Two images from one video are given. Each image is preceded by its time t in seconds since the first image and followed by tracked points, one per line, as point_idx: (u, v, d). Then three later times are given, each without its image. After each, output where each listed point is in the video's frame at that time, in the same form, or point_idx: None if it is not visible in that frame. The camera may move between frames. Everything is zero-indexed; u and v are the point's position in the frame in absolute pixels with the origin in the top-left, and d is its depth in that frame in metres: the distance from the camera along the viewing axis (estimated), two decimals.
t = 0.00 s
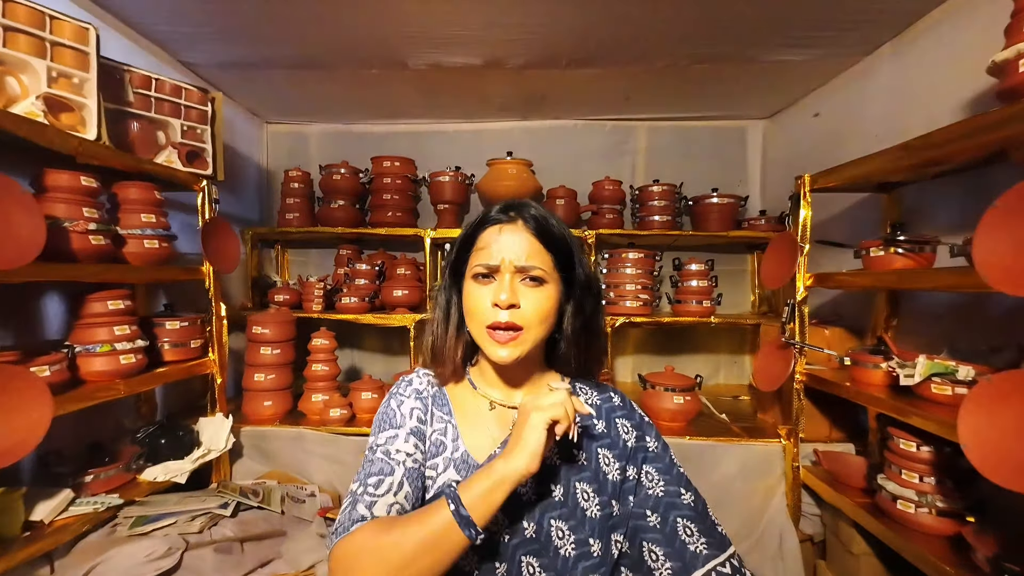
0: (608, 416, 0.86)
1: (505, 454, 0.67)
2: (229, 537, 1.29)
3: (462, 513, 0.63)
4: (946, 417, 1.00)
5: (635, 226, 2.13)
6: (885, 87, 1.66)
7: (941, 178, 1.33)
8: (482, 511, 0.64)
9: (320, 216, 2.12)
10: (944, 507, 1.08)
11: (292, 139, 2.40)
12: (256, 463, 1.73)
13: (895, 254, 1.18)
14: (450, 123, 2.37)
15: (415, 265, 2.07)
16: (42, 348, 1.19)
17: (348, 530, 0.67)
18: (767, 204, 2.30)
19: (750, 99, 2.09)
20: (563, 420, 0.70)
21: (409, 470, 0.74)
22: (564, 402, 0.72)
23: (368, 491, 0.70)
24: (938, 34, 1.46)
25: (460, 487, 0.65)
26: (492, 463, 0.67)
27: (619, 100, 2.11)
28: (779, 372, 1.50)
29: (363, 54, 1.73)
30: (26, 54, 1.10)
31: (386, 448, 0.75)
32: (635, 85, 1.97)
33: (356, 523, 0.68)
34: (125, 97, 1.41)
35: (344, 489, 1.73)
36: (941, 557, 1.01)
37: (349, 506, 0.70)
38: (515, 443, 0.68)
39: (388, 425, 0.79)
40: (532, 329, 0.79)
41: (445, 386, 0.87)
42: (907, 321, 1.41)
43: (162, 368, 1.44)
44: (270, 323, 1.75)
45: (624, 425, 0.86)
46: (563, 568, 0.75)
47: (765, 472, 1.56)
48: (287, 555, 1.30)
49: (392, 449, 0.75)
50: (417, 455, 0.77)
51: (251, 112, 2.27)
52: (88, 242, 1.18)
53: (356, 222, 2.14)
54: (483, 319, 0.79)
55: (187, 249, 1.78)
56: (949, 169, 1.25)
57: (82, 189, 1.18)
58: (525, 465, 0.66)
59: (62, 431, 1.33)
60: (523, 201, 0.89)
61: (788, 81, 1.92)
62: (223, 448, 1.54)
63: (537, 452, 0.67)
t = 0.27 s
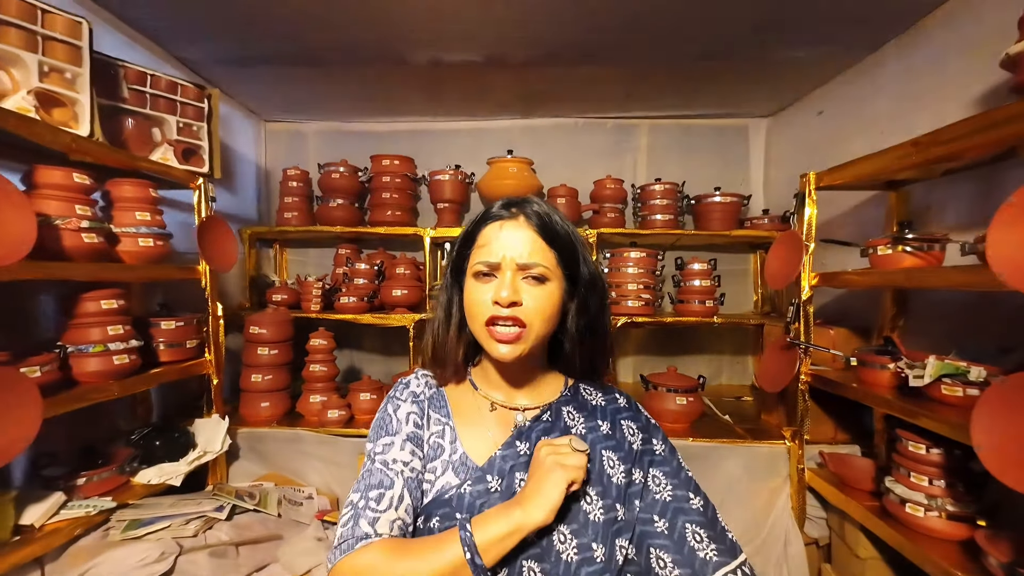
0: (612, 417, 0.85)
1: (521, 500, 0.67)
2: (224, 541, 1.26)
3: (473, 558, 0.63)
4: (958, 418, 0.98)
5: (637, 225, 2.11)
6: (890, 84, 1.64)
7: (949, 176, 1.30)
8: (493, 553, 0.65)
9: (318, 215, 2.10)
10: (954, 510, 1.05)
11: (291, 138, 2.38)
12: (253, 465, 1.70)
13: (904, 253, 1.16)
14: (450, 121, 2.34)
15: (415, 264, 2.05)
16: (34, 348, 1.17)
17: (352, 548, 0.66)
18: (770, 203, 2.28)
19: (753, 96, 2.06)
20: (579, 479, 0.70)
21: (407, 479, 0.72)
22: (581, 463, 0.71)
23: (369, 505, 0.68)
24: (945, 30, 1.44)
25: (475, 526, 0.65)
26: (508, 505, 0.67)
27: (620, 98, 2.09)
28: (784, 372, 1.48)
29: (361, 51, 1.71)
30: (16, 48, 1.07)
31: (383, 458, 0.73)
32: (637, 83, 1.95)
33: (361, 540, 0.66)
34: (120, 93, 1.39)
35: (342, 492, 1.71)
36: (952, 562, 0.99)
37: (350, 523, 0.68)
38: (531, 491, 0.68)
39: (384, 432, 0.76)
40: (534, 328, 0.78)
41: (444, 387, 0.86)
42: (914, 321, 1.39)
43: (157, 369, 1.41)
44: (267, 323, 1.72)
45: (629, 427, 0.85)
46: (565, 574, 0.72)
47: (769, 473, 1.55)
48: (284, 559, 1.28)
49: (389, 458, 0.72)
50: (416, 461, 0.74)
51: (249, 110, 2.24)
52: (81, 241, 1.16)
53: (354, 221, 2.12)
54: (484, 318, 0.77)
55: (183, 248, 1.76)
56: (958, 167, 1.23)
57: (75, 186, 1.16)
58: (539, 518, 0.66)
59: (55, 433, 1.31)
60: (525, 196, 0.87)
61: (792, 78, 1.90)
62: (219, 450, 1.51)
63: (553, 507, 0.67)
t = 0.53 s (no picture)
0: (609, 407, 0.83)
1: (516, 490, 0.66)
2: (217, 540, 1.24)
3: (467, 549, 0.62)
4: (961, 412, 0.96)
5: (636, 221, 2.09)
6: (891, 77, 1.62)
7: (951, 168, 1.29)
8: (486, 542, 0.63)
9: (315, 212, 2.08)
10: (958, 507, 1.04)
11: (287, 135, 2.37)
12: (248, 464, 1.68)
13: (905, 246, 1.15)
14: (447, 117, 2.33)
15: (412, 261, 2.03)
16: (24, 345, 1.15)
17: (344, 534, 0.65)
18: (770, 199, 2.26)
19: (753, 91, 2.05)
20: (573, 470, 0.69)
21: (401, 467, 0.72)
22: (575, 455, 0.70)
23: (363, 492, 0.68)
24: (946, 21, 1.42)
25: (468, 516, 0.64)
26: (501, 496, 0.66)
27: (619, 93, 2.07)
28: (785, 369, 1.46)
29: (356, 46, 1.70)
30: (4, 39, 1.06)
31: (377, 445, 0.72)
32: (636, 78, 1.93)
33: (354, 527, 0.66)
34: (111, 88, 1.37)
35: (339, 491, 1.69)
36: (956, 559, 0.98)
37: (343, 509, 0.67)
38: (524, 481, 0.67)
39: (377, 420, 0.75)
40: (529, 324, 0.76)
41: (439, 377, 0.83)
42: (916, 315, 1.37)
43: (150, 367, 1.40)
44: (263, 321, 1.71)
45: (626, 417, 0.83)
46: (559, 562, 0.70)
47: (770, 471, 1.53)
48: (278, 558, 1.25)
49: (383, 445, 0.72)
50: (410, 448, 0.74)
51: (245, 107, 2.23)
52: (71, 236, 1.14)
53: (351, 218, 2.10)
54: (477, 314, 0.76)
55: (177, 245, 1.74)
56: (960, 158, 1.21)
57: (65, 181, 1.14)
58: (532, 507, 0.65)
59: (47, 431, 1.29)
60: (519, 187, 0.85)
61: (791, 73, 1.88)
62: (214, 449, 1.50)
63: (546, 498, 0.66)
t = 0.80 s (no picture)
0: (610, 399, 0.83)
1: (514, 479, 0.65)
2: (215, 539, 1.24)
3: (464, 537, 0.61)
4: (965, 408, 0.95)
5: (636, 219, 2.09)
6: (892, 73, 1.62)
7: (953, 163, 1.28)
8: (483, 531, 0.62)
9: (314, 210, 2.07)
10: (961, 503, 1.03)
11: (286, 133, 2.36)
12: (247, 462, 1.68)
13: (907, 241, 1.14)
14: (447, 115, 2.32)
15: (412, 260, 2.02)
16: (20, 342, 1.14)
17: (344, 522, 0.64)
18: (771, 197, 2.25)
19: (753, 89, 2.04)
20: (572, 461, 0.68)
21: (401, 457, 0.70)
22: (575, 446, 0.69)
23: (362, 481, 0.66)
24: (947, 16, 1.42)
25: (466, 504, 0.63)
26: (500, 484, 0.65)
27: (619, 91, 2.06)
28: (787, 365, 1.45)
29: (355, 42, 1.69)
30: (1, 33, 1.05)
31: (377, 434, 0.71)
32: (636, 75, 1.92)
33: (353, 515, 0.64)
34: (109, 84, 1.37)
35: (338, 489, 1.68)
36: (959, 556, 0.97)
37: (342, 498, 0.66)
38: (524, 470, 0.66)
39: (377, 410, 0.74)
40: (531, 312, 0.76)
41: (439, 369, 0.84)
42: (918, 312, 1.36)
43: (148, 364, 1.39)
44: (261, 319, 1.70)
45: (627, 410, 0.83)
46: (558, 554, 0.70)
47: (771, 469, 1.52)
48: (276, 557, 1.26)
49: (383, 434, 0.71)
50: (411, 438, 0.73)
51: (244, 104, 2.22)
52: (67, 231, 1.14)
53: (350, 216, 2.10)
54: (479, 302, 0.76)
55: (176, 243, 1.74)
56: (963, 153, 1.21)
57: (61, 176, 1.13)
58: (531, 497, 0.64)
59: (44, 429, 1.28)
60: (521, 176, 0.84)
61: (792, 70, 1.87)
62: (212, 447, 1.49)
63: (546, 487, 0.65)
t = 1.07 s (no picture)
0: (613, 390, 0.83)
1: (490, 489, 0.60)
2: (217, 534, 1.25)
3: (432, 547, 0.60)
4: (967, 405, 0.95)
5: (637, 218, 2.09)
6: (892, 73, 1.62)
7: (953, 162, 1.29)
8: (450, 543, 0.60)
9: (315, 209, 2.07)
10: (963, 500, 1.03)
11: (287, 131, 2.36)
12: (248, 461, 1.68)
13: (909, 238, 1.14)
14: (448, 114, 2.33)
15: (412, 258, 2.02)
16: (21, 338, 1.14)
17: (338, 520, 0.66)
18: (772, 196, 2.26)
19: (754, 88, 2.05)
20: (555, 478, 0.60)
21: (396, 456, 0.70)
22: (560, 459, 0.60)
23: (356, 481, 0.68)
24: (948, 15, 1.42)
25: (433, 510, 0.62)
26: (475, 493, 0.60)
27: (620, 90, 2.07)
28: (788, 363, 1.45)
29: (357, 41, 1.69)
30: (5, 29, 1.05)
31: (373, 434, 0.71)
32: (637, 74, 1.93)
33: (346, 514, 0.66)
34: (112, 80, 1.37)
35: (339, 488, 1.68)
36: (961, 552, 0.97)
37: (338, 496, 0.68)
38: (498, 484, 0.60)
39: (376, 409, 0.74)
40: (541, 303, 0.77)
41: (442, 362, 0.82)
42: (920, 310, 1.37)
43: (149, 361, 1.39)
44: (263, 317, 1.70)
45: (629, 401, 0.83)
46: (570, 541, 0.70)
47: (772, 468, 1.52)
48: (277, 553, 1.26)
49: (377, 434, 0.71)
50: (407, 437, 0.72)
51: (245, 103, 2.22)
52: (70, 227, 1.14)
53: (352, 215, 2.10)
54: (490, 293, 0.76)
55: (177, 240, 1.74)
56: (964, 151, 1.21)
57: (64, 172, 1.13)
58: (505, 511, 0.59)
59: (45, 425, 1.28)
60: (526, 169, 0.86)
61: (793, 69, 1.88)
62: (213, 445, 1.48)
63: (512, 502, 0.59)
